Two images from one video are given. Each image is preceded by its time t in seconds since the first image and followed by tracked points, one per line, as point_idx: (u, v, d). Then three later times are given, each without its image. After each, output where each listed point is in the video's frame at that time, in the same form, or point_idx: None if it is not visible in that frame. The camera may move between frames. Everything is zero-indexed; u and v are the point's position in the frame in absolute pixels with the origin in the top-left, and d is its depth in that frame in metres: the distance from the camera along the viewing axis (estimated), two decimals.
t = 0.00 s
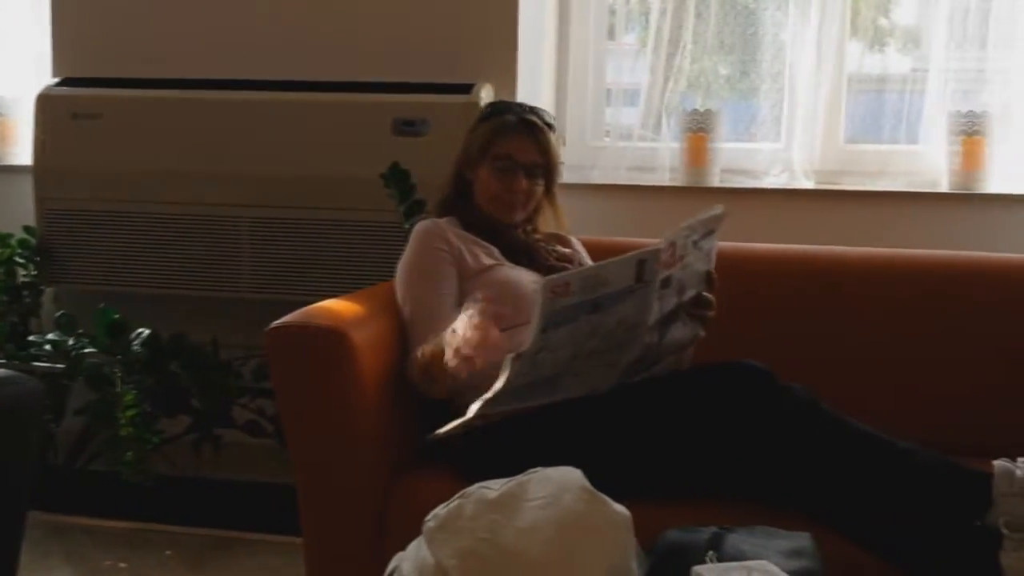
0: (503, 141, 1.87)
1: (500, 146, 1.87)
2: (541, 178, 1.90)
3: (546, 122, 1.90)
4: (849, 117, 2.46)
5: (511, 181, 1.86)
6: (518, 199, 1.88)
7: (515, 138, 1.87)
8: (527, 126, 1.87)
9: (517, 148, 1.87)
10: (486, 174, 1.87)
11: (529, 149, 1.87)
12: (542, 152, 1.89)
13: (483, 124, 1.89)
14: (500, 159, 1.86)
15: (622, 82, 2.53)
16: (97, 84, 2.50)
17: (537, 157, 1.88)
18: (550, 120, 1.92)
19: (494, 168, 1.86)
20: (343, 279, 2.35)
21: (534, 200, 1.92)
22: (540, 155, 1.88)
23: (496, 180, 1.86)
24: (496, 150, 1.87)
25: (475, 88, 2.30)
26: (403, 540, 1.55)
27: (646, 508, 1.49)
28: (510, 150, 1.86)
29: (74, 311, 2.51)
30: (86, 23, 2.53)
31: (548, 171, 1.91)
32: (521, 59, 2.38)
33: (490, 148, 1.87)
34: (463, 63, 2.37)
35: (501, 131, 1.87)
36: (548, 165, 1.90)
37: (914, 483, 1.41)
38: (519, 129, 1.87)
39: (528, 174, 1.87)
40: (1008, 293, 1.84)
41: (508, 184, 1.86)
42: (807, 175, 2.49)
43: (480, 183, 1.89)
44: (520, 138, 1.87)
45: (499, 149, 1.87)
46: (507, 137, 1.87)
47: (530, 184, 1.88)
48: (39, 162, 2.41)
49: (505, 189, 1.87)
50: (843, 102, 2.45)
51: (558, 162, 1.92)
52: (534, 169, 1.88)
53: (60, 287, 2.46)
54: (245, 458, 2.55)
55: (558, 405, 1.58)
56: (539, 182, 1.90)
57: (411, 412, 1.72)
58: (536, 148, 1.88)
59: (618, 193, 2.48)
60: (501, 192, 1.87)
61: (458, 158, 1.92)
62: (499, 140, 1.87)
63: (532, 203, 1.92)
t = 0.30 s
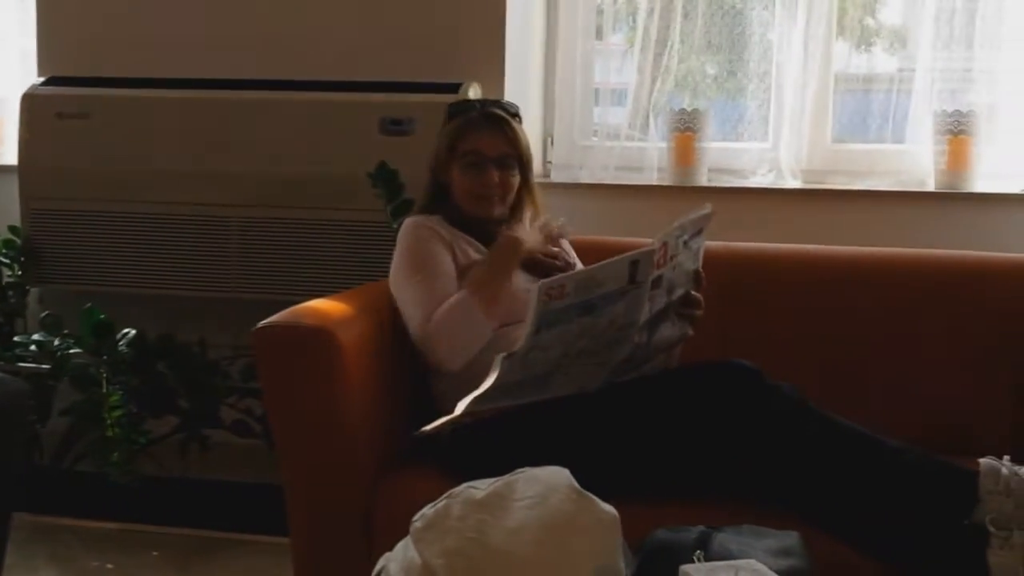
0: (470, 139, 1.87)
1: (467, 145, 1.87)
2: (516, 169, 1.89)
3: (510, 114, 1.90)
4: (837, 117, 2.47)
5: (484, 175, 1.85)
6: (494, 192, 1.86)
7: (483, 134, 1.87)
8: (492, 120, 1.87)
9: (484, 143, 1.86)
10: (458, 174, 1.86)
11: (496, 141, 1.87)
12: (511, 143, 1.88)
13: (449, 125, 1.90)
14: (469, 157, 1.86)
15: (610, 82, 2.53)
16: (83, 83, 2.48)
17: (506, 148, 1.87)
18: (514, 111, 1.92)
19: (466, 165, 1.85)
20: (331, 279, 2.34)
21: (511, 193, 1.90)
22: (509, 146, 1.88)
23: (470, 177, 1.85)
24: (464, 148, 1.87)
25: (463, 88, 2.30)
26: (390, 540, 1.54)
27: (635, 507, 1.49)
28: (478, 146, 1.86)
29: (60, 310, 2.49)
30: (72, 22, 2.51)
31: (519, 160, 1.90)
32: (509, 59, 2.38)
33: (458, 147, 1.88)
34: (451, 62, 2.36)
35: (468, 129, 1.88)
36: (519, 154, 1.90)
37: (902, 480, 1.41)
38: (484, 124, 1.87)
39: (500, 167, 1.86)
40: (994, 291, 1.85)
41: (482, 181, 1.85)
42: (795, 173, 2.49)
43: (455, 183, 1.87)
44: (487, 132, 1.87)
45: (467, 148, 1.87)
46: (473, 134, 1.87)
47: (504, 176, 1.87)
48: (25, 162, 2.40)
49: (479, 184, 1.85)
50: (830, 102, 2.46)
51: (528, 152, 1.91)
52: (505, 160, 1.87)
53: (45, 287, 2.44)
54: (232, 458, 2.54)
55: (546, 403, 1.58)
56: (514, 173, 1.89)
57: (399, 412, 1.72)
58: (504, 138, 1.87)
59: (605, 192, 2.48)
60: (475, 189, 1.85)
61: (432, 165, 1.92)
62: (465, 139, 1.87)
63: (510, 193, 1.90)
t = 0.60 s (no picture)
0: (473, 133, 1.85)
1: (470, 139, 1.85)
2: (519, 165, 1.87)
3: (514, 110, 1.88)
4: (838, 114, 2.46)
5: (487, 171, 1.83)
6: (498, 188, 1.84)
7: (486, 128, 1.85)
8: (496, 115, 1.85)
9: (488, 137, 1.84)
10: (461, 168, 1.85)
11: (500, 135, 1.85)
12: (515, 139, 1.86)
13: (453, 119, 1.88)
14: (472, 151, 1.84)
15: (610, 79, 2.51)
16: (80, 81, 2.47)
17: (509, 143, 1.86)
18: (518, 107, 1.91)
19: (469, 161, 1.84)
20: (330, 277, 2.33)
21: (515, 189, 1.89)
22: (513, 142, 1.86)
23: (473, 173, 1.84)
24: (467, 142, 1.85)
25: (462, 84, 2.29)
26: (387, 540, 1.53)
27: (636, 507, 1.48)
28: (481, 140, 1.84)
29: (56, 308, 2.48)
30: (68, 20, 2.50)
31: (523, 155, 1.88)
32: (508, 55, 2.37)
33: (460, 142, 1.86)
34: (450, 59, 2.35)
35: (472, 123, 1.86)
36: (523, 150, 1.88)
37: (904, 478, 1.40)
38: (487, 118, 1.85)
39: (504, 162, 1.85)
40: (997, 288, 1.83)
41: (485, 177, 1.83)
42: (796, 172, 2.45)
43: (459, 179, 1.86)
44: (491, 127, 1.85)
45: (469, 142, 1.85)
46: (476, 128, 1.85)
47: (507, 172, 1.85)
48: (21, 160, 2.38)
49: (483, 180, 1.83)
50: (832, 99, 2.45)
51: (532, 147, 1.89)
52: (509, 155, 1.85)
53: (41, 285, 2.43)
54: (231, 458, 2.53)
55: (547, 402, 1.56)
56: (517, 169, 1.87)
57: (397, 411, 1.71)
58: (508, 134, 1.86)
59: (605, 189, 2.47)
60: (479, 185, 1.84)
61: (434, 159, 1.90)
62: (468, 133, 1.86)
63: (513, 190, 1.88)
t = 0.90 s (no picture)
0: (479, 128, 1.86)
1: (476, 134, 1.86)
2: (524, 161, 1.88)
3: (519, 106, 1.89)
4: (841, 110, 2.46)
5: (492, 165, 1.84)
6: (502, 183, 1.86)
7: (492, 124, 1.86)
8: (502, 110, 1.86)
9: (493, 133, 1.86)
10: (467, 164, 1.86)
11: (506, 131, 1.86)
12: (521, 135, 1.87)
13: (459, 114, 1.90)
14: (477, 146, 1.85)
15: (613, 76, 2.53)
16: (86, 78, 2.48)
17: (515, 139, 1.87)
18: (523, 103, 1.92)
19: (474, 156, 1.85)
20: (335, 273, 2.34)
21: (519, 184, 1.90)
22: (518, 138, 1.87)
23: (478, 167, 1.85)
24: (473, 137, 1.86)
25: (466, 81, 2.29)
26: (393, 534, 1.54)
27: (641, 501, 1.49)
28: (486, 135, 1.85)
29: (63, 304, 2.49)
30: (74, 17, 2.51)
31: (529, 151, 1.89)
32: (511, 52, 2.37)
33: (466, 137, 1.87)
34: (454, 56, 2.36)
35: (477, 119, 1.87)
36: (529, 146, 1.89)
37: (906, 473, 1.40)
38: (493, 114, 1.87)
39: (509, 157, 1.86)
40: (1000, 284, 1.84)
41: (490, 171, 1.84)
42: (800, 168, 2.49)
43: (464, 173, 1.87)
44: (496, 123, 1.86)
45: (475, 137, 1.86)
46: (482, 124, 1.87)
47: (512, 168, 1.86)
48: (29, 157, 2.39)
49: (488, 174, 1.84)
50: (834, 95, 2.46)
51: (537, 143, 1.90)
52: (514, 151, 1.86)
53: (47, 281, 2.45)
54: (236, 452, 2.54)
55: (552, 397, 1.57)
56: (522, 164, 1.88)
57: (402, 406, 1.72)
58: (514, 130, 1.87)
59: (610, 185, 2.48)
60: (484, 179, 1.85)
61: (440, 155, 1.91)
62: (474, 128, 1.87)
63: (517, 185, 1.89)
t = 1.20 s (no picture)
0: (479, 122, 1.86)
1: (477, 128, 1.85)
2: (524, 155, 1.89)
3: (520, 101, 1.88)
4: (838, 106, 2.46)
5: (494, 159, 1.84)
6: (502, 177, 1.86)
7: (492, 118, 1.86)
8: (503, 105, 1.86)
9: (494, 127, 1.85)
10: (468, 157, 1.86)
11: (506, 126, 1.86)
12: (521, 129, 1.87)
13: (460, 108, 1.89)
14: (478, 140, 1.85)
15: (610, 73, 2.52)
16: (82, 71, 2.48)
17: (515, 134, 1.86)
18: (525, 98, 1.91)
19: (475, 150, 1.85)
20: (332, 269, 2.33)
21: (519, 179, 1.91)
22: (519, 133, 1.87)
23: (479, 160, 1.85)
24: (473, 131, 1.86)
25: (463, 76, 2.29)
26: (388, 529, 1.55)
27: (638, 498, 1.49)
28: (487, 130, 1.85)
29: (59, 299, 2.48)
30: (71, 10, 2.50)
31: (529, 147, 1.89)
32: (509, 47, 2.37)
33: (467, 131, 1.86)
34: (452, 50, 2.35)
35: (478, 112, 1.86)
36: (528, 141, 1.89)
37: (903, 468, 1.40)
38: (494, 108, 1.86)
39: (510, 152, 1.86)
40: (997, 280, 1.84)
41: (491, 165, 1.85)
42: (797, 164, 2.47)
43: (464, 167, 1.87)
44: (497, 117, 1.86)
45: (476, 131, 1.85)
46: (482, 118, 1.86)
47: (512, 163, 1.87)
48: (25, 151, 2.39)
49: (489, 168, 1.85)
50: (832, 92, 2.46)
51: (538, 138, 1.90)
52: (515, 145, 1.86)
53: (43, 275, 2.44)
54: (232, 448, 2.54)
55: (549, 393, 1.57)
56: (522, 159, 1.88)
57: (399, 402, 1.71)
58: (515, 125, 1.86)
59: (609, 180, 2.47)
60: (486, 172, 1.85)
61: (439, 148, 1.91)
62: (475, 122, 1.86)
63: (517, 180, 1.90)
